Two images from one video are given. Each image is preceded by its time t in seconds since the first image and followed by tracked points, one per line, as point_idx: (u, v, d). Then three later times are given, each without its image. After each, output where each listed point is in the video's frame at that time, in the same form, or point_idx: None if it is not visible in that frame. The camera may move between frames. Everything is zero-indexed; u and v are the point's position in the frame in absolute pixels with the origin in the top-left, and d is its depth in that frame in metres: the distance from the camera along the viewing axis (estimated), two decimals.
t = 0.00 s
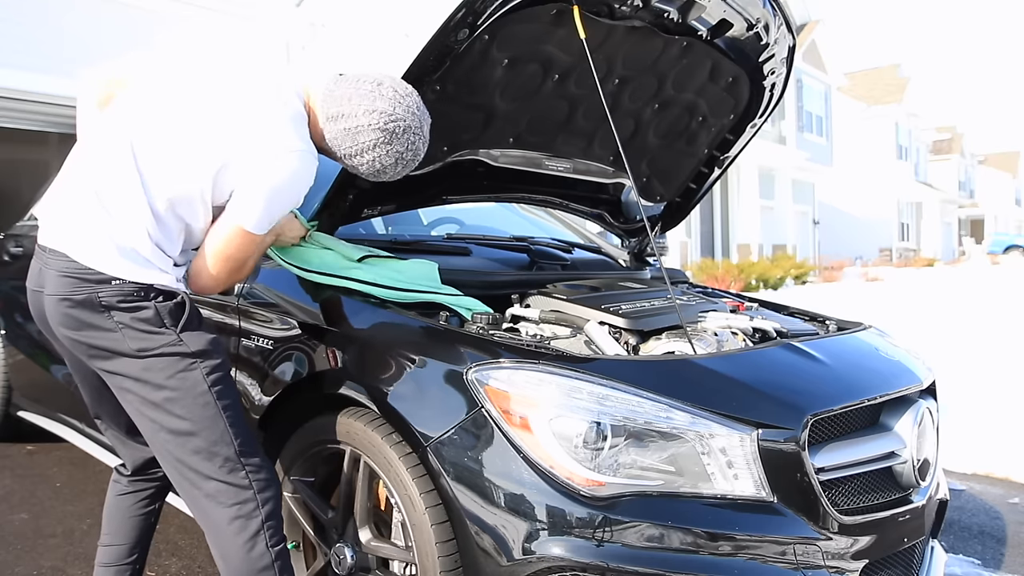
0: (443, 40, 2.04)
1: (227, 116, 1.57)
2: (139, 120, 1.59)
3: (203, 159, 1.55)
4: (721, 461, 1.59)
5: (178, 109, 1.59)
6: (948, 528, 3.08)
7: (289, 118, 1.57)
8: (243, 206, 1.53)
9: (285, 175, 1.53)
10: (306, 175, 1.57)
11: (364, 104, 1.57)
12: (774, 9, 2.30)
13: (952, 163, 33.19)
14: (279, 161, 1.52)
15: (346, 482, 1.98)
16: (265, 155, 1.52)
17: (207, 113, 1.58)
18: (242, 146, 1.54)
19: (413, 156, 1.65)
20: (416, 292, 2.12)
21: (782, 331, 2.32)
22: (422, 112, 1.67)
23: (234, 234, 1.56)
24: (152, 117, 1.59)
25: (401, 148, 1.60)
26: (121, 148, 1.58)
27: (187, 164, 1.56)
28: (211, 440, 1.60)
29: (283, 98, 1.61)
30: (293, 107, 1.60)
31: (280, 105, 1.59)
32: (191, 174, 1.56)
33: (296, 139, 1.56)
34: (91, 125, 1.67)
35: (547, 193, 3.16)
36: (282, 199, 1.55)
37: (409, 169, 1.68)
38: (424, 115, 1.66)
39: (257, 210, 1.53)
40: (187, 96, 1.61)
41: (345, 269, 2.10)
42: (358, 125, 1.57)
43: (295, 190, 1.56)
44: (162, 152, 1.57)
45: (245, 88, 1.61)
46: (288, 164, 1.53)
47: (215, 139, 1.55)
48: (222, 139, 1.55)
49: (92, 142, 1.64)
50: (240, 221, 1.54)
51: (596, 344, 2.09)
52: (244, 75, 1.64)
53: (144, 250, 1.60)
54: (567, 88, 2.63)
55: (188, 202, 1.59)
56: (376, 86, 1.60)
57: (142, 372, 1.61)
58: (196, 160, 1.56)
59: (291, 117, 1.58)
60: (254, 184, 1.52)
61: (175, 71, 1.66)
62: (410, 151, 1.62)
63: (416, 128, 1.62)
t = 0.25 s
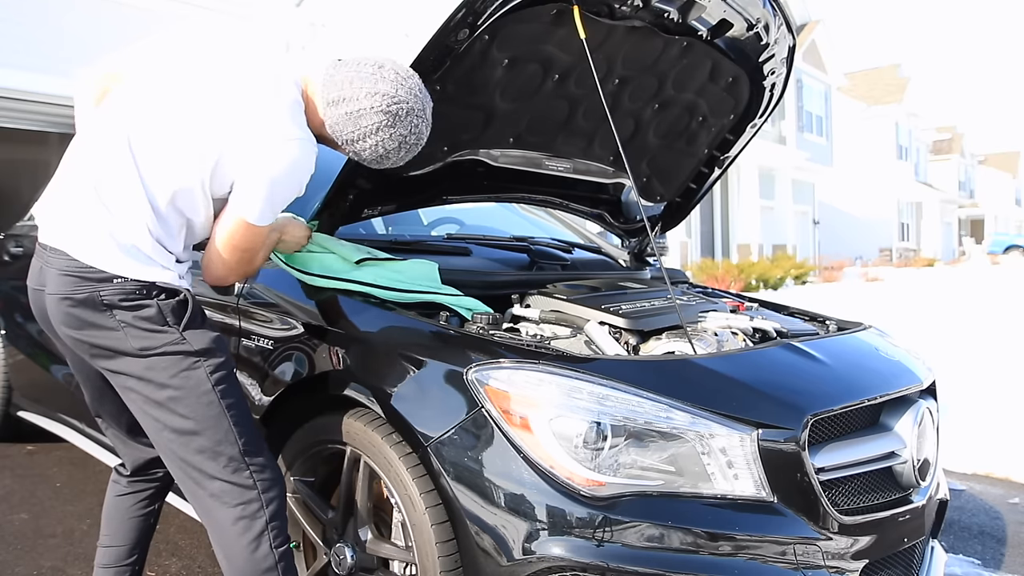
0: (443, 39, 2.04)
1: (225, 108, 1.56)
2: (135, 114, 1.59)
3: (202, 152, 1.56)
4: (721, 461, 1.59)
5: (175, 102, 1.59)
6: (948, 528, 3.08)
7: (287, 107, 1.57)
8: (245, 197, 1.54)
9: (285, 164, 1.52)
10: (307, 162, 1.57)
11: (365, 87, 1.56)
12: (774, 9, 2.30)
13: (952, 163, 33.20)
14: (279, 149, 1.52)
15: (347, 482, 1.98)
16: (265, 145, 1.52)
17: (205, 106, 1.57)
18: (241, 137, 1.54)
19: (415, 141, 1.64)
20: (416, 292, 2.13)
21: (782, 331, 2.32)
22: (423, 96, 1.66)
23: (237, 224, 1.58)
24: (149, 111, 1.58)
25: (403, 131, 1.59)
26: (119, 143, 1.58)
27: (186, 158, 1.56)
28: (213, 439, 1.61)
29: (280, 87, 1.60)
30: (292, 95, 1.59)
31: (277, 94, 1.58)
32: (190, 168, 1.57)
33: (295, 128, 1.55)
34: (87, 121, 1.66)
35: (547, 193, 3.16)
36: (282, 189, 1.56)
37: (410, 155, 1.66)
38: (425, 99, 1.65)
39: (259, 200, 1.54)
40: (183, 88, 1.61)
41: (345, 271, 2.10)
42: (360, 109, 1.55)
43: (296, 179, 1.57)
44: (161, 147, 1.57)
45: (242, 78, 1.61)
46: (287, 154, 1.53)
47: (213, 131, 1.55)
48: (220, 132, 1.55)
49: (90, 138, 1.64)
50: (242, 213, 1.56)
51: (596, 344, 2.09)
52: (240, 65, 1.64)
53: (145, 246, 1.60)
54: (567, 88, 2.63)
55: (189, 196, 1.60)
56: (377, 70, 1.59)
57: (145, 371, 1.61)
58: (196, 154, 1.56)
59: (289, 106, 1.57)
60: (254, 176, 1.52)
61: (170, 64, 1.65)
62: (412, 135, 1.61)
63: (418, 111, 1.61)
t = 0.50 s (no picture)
0: (443, 39, 2.04)
1: (228, 98, 1.56)
2: (137, 107, 1.59)
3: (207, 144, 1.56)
4: (721, 461, 1.59)
5: (176, 94, 1.58)
6: (948, 528, 3.08)
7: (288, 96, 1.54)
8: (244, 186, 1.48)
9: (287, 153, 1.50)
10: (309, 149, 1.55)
11: (366, 67, 1.53)
12: (774, 10, 2.30)
13: (952, 163, 33.20)
14: (279, 136, 1.50)
15: (347, 482, 1.98)
16: (266, 135, 1.50)
17: (207, 97, 1.57)
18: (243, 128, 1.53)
19: (418, 123, 1.62)
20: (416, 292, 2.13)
21: (782, 331, 2.32)
22: (424, 76, 1.64)
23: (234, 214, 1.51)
24: (152, 104, 1.57)
25: (406, 111, 1.57)
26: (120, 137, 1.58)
27: (189, 150, 1.56)
28: (217, 437, 1.60)
29: (279, 74, 1.57)
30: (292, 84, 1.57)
31: (277, 82, 1.55)
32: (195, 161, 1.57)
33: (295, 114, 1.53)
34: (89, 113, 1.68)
35: (547, 193, 3.16)
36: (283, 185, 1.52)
37: (415, 136, 1.64)
38: (426, 78, 1.62)
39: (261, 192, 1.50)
40: (184, 80, 1.60)
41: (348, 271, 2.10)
42: (362, 90, 1.52)
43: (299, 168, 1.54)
44: (163, 140, 1.57)
45: (242, 69, 1.60)
46: (290, 141, 1.50)
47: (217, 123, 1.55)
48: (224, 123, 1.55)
49: (90, 133, 1.64)
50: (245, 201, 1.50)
51: (596, 344, 2.09)
52: (240, 57, 1.63)
53: (150, 240, 1.60)
54: (567, 88, 2.63)
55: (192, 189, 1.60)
56: (376, 49, 1.56)
57: (151, 368, 1.61)
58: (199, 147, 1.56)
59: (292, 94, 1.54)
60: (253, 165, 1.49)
61: (168, 56, 1.65)
62: (415, 116, 1.59)
63: (420, 91, 1.59)
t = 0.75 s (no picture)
0: (443, 40, 2.04)
1: (235, 99, 1.57)
2: (144, 107, 1.60)
3: (215, 144, 1.57)
4: (721, 461, 1.59)
5: (183, 94, 1.59)
6: (948, 528, 3.08)
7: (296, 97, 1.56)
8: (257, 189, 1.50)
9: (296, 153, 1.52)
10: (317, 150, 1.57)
11: (377, 69, 1.54)
12: (774, 9, 2.30)
13: (952, 163, 33.20)
14: (288, 137, 1.51)
15: (347, 482, 1.98)
16: (275, 135, 1.51)
17: (214, 98, 1.58)
18: (251, 128, 1.55)
19: (425, 124, 1.64)
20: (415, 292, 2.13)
21: (782, 331, 2.32)
22: (432, 79, 1.66)
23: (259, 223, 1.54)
24: (161, 102, 1.59)
25: (414, 112, 1.58)
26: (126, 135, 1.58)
27: (196, 149, 1.57)
28: (217, 437, 1.59)
29: (287, 75, 1.59)
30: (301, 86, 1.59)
31: (285, 83, 1.57)
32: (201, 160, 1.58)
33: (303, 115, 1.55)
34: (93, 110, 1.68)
35: (547, 193, 3.16)
36: (293, 189, 1.54)
37: (419, 137, 1.66)
38: (435, 82, 1.65)
39: (271, 192, 1.51)
40: (190, 80, 1.61)
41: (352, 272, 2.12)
42: (372, 91, 1.54)
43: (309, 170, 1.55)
44: (169, 138, 1.57)
45: (250, 70, 1.61)
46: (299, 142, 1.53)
47: (226, 124, 1.57)
48: (232, 123, 1.57)
49: (94, 130, 1.64)
50: (260, 206, 1.51)
51: (596, 344, 2.09)
52: (247, 58, 1.64)
53: (153, 237, 1.60)
54: (567, 88, 2.63)
55: (196, 187, 1.60)
56: (386, 52, 1.58)
57: (152, 367, 1.60)
58: (207, 146, 1.57)
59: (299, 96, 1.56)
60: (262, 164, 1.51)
61: (175, 57, 1.66)
62: (423, 117, 1.61)
63: (428, 93, 1.61)
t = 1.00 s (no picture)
0: (443, 40, 2.04)
1: (252, 99, 1.57)
2: (158, 105, 1.60)
3: (230, 143, 1.57)
4: (721, 461, 1.59)
5: (199, 93, 1.59)
6: (948, 528, 3.08)
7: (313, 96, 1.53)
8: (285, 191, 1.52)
9: (315, 155, 1.50)
10: (337, 150, 1.55)
11: (396, 74, 1.53)
12: (774, 9, 2.30)
13: (952, 163, 33.19)
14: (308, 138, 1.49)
15: (347, 482, 1.99)
16: (293, 137, 1.49)
17: (230, 97, 1.58)
18: (268, 128, 1.54)
19: (438, 129, 1.63)
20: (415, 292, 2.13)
21: (782, 331, 2.32)
22: (448, 86, 1.65)
23: (297, 224, 1.57)
24: (177, 99, 1.59)
25: (431, 117, 1.58)
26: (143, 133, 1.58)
27: (211, 148, 1.57)
28: (227, 435, 1.60)
29: (303, 74, 1.56)
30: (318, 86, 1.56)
31: (302, 82, 1.54)
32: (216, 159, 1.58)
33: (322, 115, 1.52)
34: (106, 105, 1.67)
35: (547, 193, 3.16)
36: (320, 190, 1.54)
37: (432, 144, 1.65)
38: (451, 89, 1.64)
39: (301, 195, 1.53)
40: (207, 79, 1.61)
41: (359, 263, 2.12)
42: (390, 95, 1.53)
43: (331, 171, 1.54)
44: (184, 137, 1.57)
45: (267, 69, 1.60)
46: (318, 143, 1.50)
47: (242, 124, 1.56)
48: (248, 124, 1.56)
49: (107, 126, 1.63)
50: (294, 207, 1.54)
51: (596, 344, 2.09)
52: (263, 57, 1.62)
53: (166, 234, 1.60)
54: (567, 88, 2.63)
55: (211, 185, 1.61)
56: (405, 57, 1.57)
57: (163, 363, 1.60)
58: (222, 145, 1.57)
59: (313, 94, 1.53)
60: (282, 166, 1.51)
61: (191, 54, 1.66)
62: (438, 122, 1.60)
63: (445, 99, 1.61)
